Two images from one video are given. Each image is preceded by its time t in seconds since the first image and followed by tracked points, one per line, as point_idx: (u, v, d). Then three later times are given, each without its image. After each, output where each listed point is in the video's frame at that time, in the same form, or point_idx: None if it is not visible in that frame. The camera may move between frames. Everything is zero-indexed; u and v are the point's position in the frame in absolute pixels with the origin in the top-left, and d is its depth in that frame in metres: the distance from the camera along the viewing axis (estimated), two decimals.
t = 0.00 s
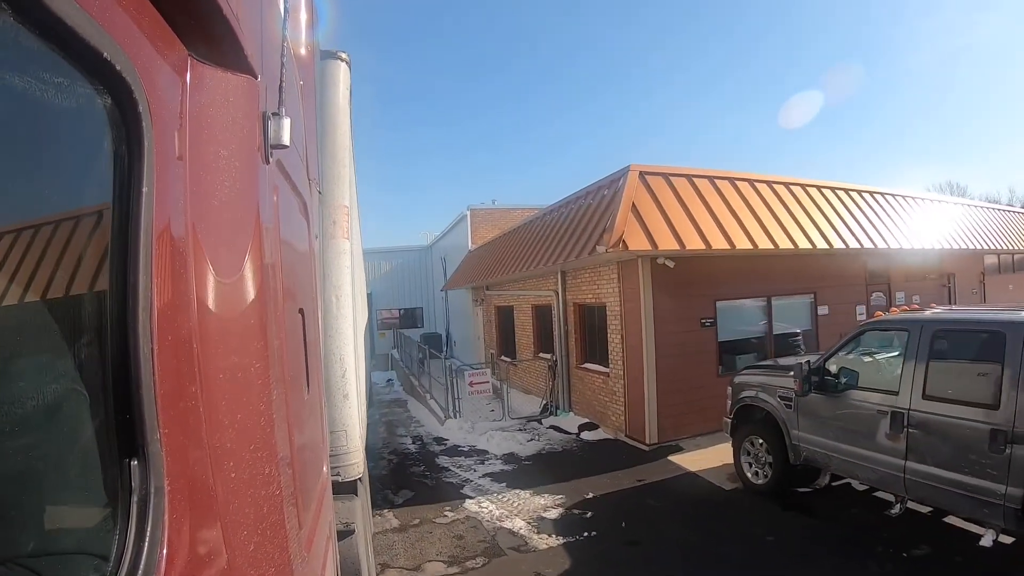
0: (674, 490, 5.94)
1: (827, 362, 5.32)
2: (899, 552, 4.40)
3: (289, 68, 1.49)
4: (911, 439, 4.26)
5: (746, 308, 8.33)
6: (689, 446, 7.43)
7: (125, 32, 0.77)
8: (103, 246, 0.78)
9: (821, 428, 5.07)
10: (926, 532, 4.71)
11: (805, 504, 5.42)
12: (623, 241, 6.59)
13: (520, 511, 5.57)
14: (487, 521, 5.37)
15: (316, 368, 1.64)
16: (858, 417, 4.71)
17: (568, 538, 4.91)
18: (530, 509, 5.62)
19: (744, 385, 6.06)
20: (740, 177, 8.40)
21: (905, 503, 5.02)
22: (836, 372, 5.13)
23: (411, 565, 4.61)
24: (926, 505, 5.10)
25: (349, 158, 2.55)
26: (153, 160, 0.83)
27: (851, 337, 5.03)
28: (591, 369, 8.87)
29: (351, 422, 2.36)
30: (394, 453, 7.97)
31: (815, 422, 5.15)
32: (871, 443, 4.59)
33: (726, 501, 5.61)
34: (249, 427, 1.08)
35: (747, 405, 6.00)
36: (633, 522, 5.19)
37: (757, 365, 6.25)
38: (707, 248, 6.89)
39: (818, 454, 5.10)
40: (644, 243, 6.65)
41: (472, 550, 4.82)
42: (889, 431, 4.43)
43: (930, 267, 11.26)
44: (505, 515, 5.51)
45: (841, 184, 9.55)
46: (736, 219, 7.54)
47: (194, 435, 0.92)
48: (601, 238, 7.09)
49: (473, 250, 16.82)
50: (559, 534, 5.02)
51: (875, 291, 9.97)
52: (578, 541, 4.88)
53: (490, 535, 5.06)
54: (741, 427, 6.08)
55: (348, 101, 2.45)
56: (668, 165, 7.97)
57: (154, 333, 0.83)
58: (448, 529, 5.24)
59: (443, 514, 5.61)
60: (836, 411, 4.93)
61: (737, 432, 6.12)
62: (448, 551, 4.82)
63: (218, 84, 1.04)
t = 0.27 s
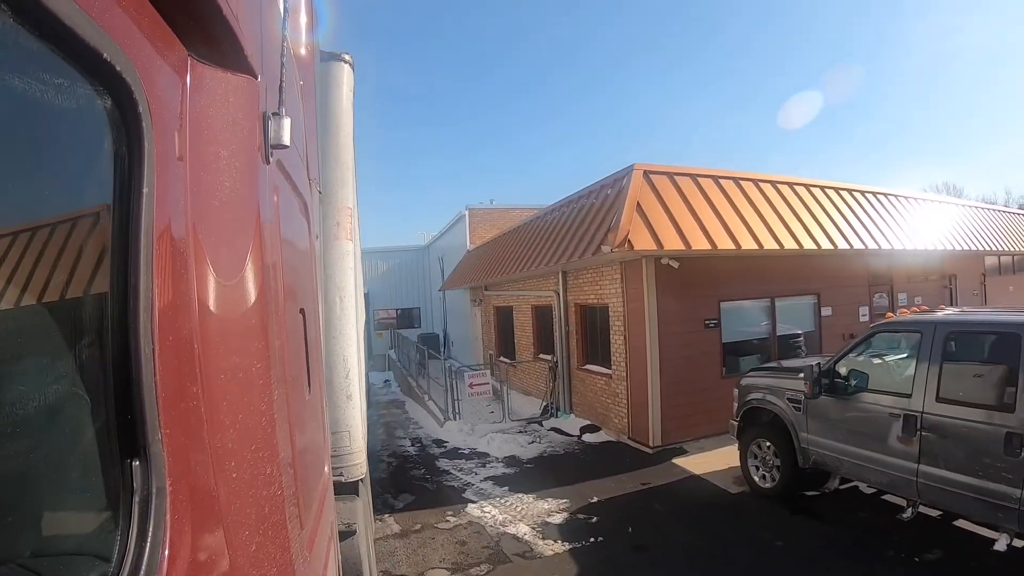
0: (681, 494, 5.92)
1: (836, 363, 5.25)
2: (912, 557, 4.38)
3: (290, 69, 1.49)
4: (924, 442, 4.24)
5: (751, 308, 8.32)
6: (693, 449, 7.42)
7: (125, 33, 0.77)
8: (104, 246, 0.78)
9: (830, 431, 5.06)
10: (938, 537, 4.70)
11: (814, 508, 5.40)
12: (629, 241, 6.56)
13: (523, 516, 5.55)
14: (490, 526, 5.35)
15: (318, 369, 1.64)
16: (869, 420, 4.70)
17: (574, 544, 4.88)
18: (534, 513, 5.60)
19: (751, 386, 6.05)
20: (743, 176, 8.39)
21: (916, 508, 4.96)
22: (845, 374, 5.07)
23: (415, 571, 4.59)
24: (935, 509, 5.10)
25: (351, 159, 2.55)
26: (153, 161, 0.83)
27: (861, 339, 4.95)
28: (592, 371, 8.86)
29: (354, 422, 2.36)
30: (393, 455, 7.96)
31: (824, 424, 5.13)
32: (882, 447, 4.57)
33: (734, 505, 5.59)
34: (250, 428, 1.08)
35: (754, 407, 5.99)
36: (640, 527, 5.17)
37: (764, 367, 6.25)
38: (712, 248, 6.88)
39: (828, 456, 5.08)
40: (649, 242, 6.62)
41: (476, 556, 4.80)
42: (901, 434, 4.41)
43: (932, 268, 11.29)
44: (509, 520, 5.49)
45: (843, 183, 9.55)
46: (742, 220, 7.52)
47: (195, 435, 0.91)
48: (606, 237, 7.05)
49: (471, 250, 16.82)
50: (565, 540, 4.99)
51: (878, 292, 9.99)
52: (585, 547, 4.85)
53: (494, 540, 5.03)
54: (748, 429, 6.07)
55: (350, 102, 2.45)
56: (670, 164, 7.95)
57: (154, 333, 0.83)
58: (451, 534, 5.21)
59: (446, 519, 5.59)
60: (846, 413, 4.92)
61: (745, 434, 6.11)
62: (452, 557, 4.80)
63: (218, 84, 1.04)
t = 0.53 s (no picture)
0: (686, 498, 5.90)
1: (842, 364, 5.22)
2: (922, 561, 4.38)
3: (290, 69, 1.49)
4: (935, 445, 4.22)
5: (753, 308, 8.34)
6: (695, 451, 7.42)
7: (126, 33, 0.78)
8: (102, 243, 0.78)
9: (838, 433, 5.05)
10: (948, 541, 4.70)
11: (820, 512, 5.40)
12: (632, 240, 6.53)
13: (526, 520, 5.53)
14: (491, 531, 5.33)
15: (317, 368, 1.64)
16: (879, 422, 4.67)
17: (579, 550, 4.85)
18: (535, 518, 5.58)
19: (757, 388, 6.03)
20: (744, 176, 8.40)
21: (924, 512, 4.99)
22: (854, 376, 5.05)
23: None
24: (943, 512, 5.11)
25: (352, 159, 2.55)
26: (153, 161, 0.82)
27: (870, 341, 4.92)
28: (592, 372, 8.86)
29: (354, 421, 2.36)
30: (391, 458, 7.95)
31: (832, 426, 5.11)
32: (892, 450, 4.55)
33: (740, 509, 5.58)
34: (249, 427, 1.08)
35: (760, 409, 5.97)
36: (646, 532, 5.14)
37: (767, 369, 6.25)
38: (716, 248, 6.86)
39: (836, 459, 5.06)
40: (653, 241, 6.59)
41: (478, 561, 4.78)
42: (912, 436, 4.39)
43: (932, 269, 11.33)
44: (511, 525, 5.46)
45: (842, 184, 9.56)
46: (745, 220, 7.52)
47: (195, 434, 0.92)
48: (609, 236, 7.02)
49: (468, 250, 16.81)
50: (570, 545, 4.96)
51: (879, 293, 10.03)
52: (591, 552, 4.82)
53: (496, 546, 5.01)
54: (754, 431, 6.05)
55: (351, 103, 2.45)
56: (672, 163, 7.94)
57: (154, 332, 0.83)
58: (452, 540, 5.18)
59: (446, 524, 5.56)
60: (855, 415, 4.90)
61: (750, 436, 6.10)
62: (453, 563, 4.78)
63: (218, 84, 1.04)
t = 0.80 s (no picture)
0: (691, 502, 5.88)
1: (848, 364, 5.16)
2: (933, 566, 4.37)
3: (289, 70, 1.49)
4: (947, 447, 4.18)
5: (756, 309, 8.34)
6: (698, 454, 7.41)
7: (127, 33, 0.78)
8: (98, 242, 0.77)
9: (846, 436, 5.02)
10: (958, 545, 4.69)
11: (828, 515, 5.38)
12: (636, 239, 6.50)
13: (528, 525, 5.50)
14: (493, 536, 5.30)
15: (316, 368, 1.64)
16: (889, 424, 4.63)
17: (584, 556, 4.82)
18: (538, 523, 5.55)
19: (764, 390, 6.01)
20: (747, 175, 8.40)
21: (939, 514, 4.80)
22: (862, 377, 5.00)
23: None
24: (952, 514, 5.11)
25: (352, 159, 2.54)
26: (153, 161, 0.83)
27: (880, 342, 4.84)
28: (592, 373, 8.85)
29: (355, 421, 2.36)
30: (389, 461, 7.93)
31: (840, 428, 5.08)
32: (903, 452, 4.50)
33: (746, 513, 5.56)
34: (249, 427, 1.08)
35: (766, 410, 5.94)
36: (651, 537, 5.11)
37: (772, 371, 6.24)
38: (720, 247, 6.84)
39: (845, 462, 5.02)
40: (656, 240, 6.57)
41: (480, 566, 4.76)
42: (924, 438, 4.34)
43: (933, 269, 11.36)
44: (513, 529, 5.43)
45: (843, 183, 9.58)
46: (748, 219, 7.51)
47: (194, 434, 0.92)
48: (612, 235, 6.99)
49: (465, 250, 16.82)
50: (575, 550, 4.94)
51: (881, 293, 10.06)
52: (596, 557, 4.79)
53: (499, 551, 4.98)
54: (760, 434, 6.01)
55: (351, 102, 2.45)
56: (673, 162, 7.93)
57: (154, 331, 0.83)
58: (453, 545, 5.14)
59: (447, 528, 5.53)
60: (864, 417, 4.85)
61: (756, 438, 6.06)
62: (455, 568, 4.76)
63: (218, 83, 1.04)
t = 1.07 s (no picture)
0: (698, 506, 5.86)
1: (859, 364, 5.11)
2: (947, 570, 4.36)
3: (288, 70, 1.48)
4: (961, 451, 4.14)
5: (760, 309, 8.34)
6: (702, 456, 7.39)
7: (125, 34, 0.78)
8: (92, 242, 0.77)
9: (857, 438, 4.98)
10: (970, 549, 4.69)
11: (838, 520, 5.36)
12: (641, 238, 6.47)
13: (532, 531, 5.46)
14: (496, 542, 5.26)
15: (315, 369, 1.64)
16: (902, 426, 4.59)
17: (592, 564, 4.78)
18: (542, 529, 5.51)
19: (772, 392, 5.98)
20: (751, 175, 8.39)
21: (952, 519, 4.62)
22: (873, 379, 4.95)
23: None
24: (963, 517, 5.13)
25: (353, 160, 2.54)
26: (152, 162, 0.83)
27: (893, 343, 4.77)
28: (593, 374, 8.85)
29: (355, 422, 2.35)
30: (388, 464, 7.89)
31: (852, 431, 5.03)
32: (917, 456, 4.46)
33: (755, 517, 5.53)
34: (249, 428, 1.08)
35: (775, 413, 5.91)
36: (657, 543, 5.07)
37: (778, 373, 6.23)
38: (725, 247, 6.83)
39: (856, 465, 4.99)
40: (661, 239, 6.54)
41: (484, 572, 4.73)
42: (938, 441, 4.30)
43: (934, 269, 11.39)
44: (517, 536, 5.38)
45: (844, 182, 9.59)
46: (753, 219, 7.52)
47: (194, 435, 0.92)
48: (616, 234, 6.96)
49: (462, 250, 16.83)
50: (580, 558, 4.89)
51: (883, 294, 10.10)
52: (603, 566, 4.75)
53: (503, 558, 4.93)
54: (769, 437, 5.98)
55: (351, 104, 2.45)
56: (676, 161, 7.89)
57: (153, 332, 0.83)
58: (455, 552, 5.10)
59: (448, 535, 5.49)
60: (876, 419, 4.82)
61: (764, 441, 6.03)
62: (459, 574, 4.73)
63: (217, 84, 1.04)
